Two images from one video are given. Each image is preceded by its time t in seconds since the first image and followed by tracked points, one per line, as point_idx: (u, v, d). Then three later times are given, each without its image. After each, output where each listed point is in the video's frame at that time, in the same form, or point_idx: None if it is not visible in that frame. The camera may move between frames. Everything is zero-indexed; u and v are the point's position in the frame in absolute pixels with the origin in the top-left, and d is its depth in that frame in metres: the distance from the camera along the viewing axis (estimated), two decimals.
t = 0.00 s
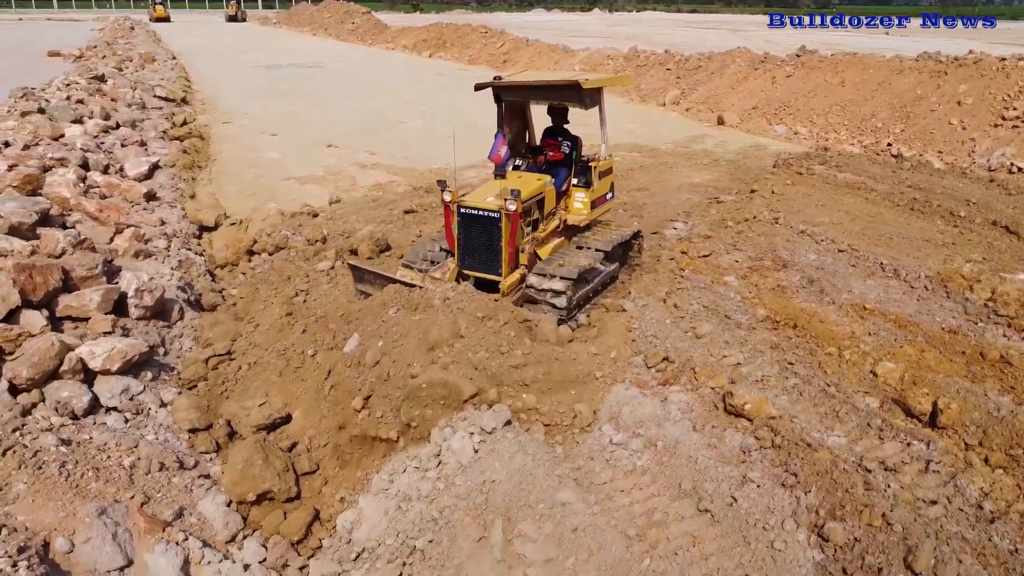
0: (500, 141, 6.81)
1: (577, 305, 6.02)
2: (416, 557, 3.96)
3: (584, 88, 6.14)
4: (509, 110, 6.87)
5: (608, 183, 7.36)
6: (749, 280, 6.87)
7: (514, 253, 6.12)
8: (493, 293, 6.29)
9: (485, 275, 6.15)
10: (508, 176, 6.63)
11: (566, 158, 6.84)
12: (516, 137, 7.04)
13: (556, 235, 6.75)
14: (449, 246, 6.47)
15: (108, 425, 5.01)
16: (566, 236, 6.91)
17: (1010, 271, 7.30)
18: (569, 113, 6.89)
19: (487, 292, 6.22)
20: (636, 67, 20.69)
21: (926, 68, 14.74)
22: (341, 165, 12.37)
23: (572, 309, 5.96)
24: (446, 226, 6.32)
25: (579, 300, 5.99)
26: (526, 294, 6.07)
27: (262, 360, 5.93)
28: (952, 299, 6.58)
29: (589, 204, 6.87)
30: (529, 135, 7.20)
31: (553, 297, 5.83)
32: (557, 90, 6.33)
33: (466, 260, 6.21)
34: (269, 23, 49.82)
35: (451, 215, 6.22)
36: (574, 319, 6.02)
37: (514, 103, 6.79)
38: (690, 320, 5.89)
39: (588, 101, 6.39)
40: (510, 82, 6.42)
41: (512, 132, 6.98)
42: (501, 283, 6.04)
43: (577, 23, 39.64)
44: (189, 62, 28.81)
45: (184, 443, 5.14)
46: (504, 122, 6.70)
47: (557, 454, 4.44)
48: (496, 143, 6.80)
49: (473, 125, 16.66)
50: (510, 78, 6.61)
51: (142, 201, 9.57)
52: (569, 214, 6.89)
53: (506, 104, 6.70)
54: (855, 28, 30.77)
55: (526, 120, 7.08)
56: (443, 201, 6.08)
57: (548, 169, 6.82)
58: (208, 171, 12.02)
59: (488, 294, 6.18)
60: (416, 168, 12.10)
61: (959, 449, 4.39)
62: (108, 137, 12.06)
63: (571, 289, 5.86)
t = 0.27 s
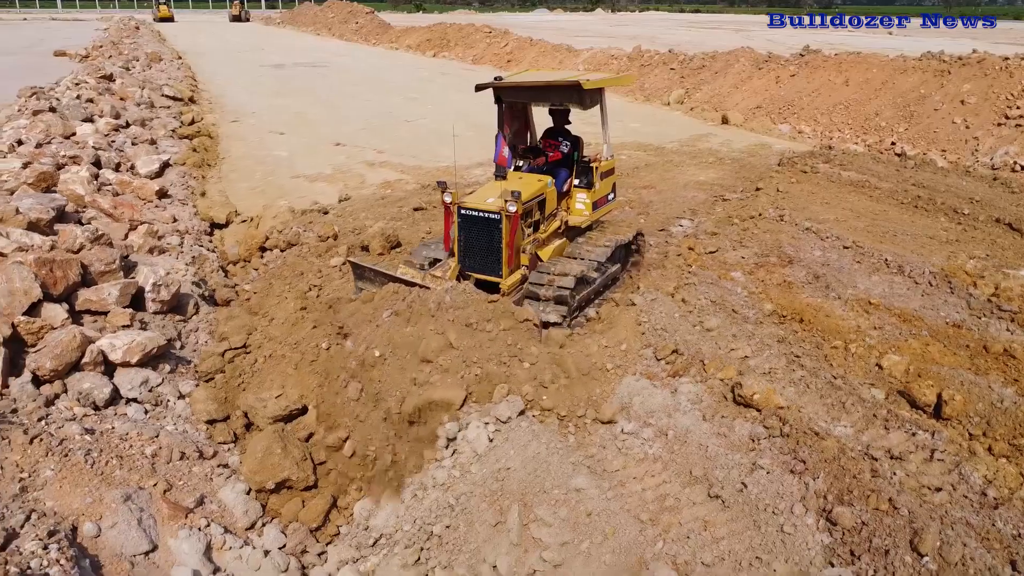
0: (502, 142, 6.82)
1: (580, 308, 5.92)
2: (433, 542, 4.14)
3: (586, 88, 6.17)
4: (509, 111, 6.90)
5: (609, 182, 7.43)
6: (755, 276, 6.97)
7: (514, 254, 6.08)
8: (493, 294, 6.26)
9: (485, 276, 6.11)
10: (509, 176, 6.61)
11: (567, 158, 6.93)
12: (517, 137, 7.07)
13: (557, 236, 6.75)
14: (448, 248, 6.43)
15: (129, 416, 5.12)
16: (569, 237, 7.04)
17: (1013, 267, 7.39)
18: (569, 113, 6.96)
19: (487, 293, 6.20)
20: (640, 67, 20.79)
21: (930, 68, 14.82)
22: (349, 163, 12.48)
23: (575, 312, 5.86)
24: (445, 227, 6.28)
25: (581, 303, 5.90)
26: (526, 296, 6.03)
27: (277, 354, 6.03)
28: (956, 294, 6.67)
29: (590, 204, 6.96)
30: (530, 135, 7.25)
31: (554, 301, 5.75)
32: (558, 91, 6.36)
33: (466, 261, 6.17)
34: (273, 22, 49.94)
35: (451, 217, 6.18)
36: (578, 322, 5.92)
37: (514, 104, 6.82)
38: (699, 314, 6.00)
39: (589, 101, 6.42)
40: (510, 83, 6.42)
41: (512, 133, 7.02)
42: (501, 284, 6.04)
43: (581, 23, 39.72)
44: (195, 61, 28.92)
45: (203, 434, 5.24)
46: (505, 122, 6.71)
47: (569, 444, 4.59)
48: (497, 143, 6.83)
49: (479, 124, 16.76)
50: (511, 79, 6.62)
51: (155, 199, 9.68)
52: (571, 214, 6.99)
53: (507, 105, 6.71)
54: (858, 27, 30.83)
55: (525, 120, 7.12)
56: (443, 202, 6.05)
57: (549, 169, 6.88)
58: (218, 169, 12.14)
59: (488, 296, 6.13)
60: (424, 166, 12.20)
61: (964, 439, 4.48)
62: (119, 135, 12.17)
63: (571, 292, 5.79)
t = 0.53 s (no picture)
0: (501, 142, 6.90)
1: (580, 309, 5.86)
2: (451, 528, 4.28)
3: (586, 87, 6.16)
4: (510, 112, 6.93)
5: (612, 184, 7.37)
6: (762, 272, 7.07)
7: (515, 255, 6.09)
8: (493, 294, 6.30)
9: (486, 277, 6.14)
10: (510, 176, 6.65)
11: (568, 159, 6.92)
12: (518, 138, 7.10)
13: (558, 236, 6.73)
14: (449, 248, 6.45)
15: (149, 407, 5.23)
16: (571, 237, 7.01)
17: (1016, 264, 7.48)
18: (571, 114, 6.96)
19: (488, 294, 6.23)
20: (645, 66, 20.88)
21: (933, 67, 14.91)
22: (356, 162, 12.59)
23: (575, 313, 5.80)
24: (446, 228, 6.29)
25: (582, 304, 5.83)
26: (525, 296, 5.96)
27: (291, 347, 6.14)
28: (960, 290, 6.76)
29: (591, 205, 6.91)
30: (532, 137, 7.27)
31: (556, 300, 5.67)
32: (558, 91, 6.37)
33: (467, 262, 6.19)
34: (277, 23, 50.06)
35: (451, 217, 6.19)
36: (575, 323, 5.85)
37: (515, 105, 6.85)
38: (707, 308, 6.10)
39: (589, 101, 6.42)
40: (510, 83, 6.46)
41: (514, 134, 7.05)
42: (501, 286, 6.07)
43: (584, 23, 39.81)
44: (200, 61, 29.04)
45: (220, 425, 5.35)
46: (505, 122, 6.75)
47: (581, 434, 4.72)
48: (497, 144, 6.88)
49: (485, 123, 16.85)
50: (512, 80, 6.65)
51: (166, 196, 9.79)
52: (572, 215, 6.96)
53: (507, 106, 6.75)
54: (860, 28, 30.90)
55: (528, 122, 7.15)
56: (443, 203, 6.05)
57: (550, 170, 6.88)
58: (227, 167, 12.25)
59: (489, 296, 6.17)
60: (431, 165, 12.31)
61: (967, 429, 4.58)
62: (129, 134, 12.29)
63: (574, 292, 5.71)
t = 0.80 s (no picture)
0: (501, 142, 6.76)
1: (580, 309, 5.88)
2: (466, 515, 4.45)
3: (588, 87, 6.01)
4: (512, 112, 6.80)
5: (614, 186, 7.17)
6: (768, 268, 7.16)
7: (516, 256, 6.01)
8: (493, 295, 6.21)
9: (486, 278, 6.06)
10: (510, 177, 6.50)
11: (570, 160, 6.72)
12: (519, 138, 6.95)
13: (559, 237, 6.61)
14: (449, 249, 6.37)
15: (167, 399, 5.33)
16: (571, 239, 6.80)
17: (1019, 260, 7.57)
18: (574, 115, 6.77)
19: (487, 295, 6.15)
20: (649, 66, 20.96)
21: (937, 67, 14.99)
22: (364, 160, 12.69)
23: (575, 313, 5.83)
24: (446, 229, 6.22)
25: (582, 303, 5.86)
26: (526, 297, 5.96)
27: (305, 341, 6.21)
28: (964, 286, 6.85)
29: (593, 206, 6.70)
30: (535, 138, 7.10)
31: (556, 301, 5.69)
32: (560, 90, 6.22)
33: (467, 263, 6.11)
34: (280, 22, 50.17)
35: (451, 218, 6.12)
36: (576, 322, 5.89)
37: (517, 106, 6.71)
38: (714, 303, 6.20)
39: (592, 101, 6.25)
40: (512, 82, 6.34)
41: (515, 134, 6.89)
42: (501, 286, 5.98)
43: (587, 22, 39.87)
44: (205, 60, 29.15)
45: (237, 417, 5.45)
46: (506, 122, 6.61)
47: (592, 424, 4.85)
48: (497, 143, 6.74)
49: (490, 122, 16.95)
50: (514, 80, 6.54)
51: (178, 194, 9.90)
52: (573, 216, 6.74)
53: (508, 106, 6.61)
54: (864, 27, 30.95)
55: (530, 123, 6.99)
56: (443, 203, 5.99)
57: (551, 170, 6.71)
58: (236, 165, 12.35)
59: (489, 297, 6.09)
60: (438, 163, 12.41)
61: (972, 419, 4.68)
62: (139, 132, 12.39)
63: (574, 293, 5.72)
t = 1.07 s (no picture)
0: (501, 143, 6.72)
1: (579, 311, 5.90)
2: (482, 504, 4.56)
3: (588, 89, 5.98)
4: (512, 113, 6.76)
5: (616, 187, 7.16)
6: (774, 265, 7.26)
7: (515, 257, 5.97)
8: (493, 297, 6.18)
9: (486, 279, 6.02)
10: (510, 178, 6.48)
11: (571, 162, 6.70)
12: (521, 139, 6.92)
13: (559, 239, 6.58)
14: (449, 250, 6.35)
15: (185, 392, 5.44)
16: (572, 240, 6.79)
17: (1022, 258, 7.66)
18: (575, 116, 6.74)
19: (486, 296, 6.10)
20: (653, 66, 21.05)
21: (940, 66, 15.07)
22: (371, 159, 12.80)
23: (575, 315, 5.85)
24: (445, 229, 6.19)
25: (582, 306, 5.88)
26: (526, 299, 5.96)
27: (316, 336, 6.31)
28: (967, 283, 6.94)
29: (594, 208, 6.68)
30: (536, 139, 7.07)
31: (556, 302, 5.72)
32: (560, 92, 6.19)
33: (466, 263, 6.08)
34: (283, 22, 50.28)
35: (451, 218, 6.09)
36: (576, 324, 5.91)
37: (517, 107, 6.67)
38: (721, 299, 6.31)
39: (592, 102, 6.22)
40: (511, 84, 6.31)
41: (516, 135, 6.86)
42: (500, 288, 5.93)
43: (591, 22, 39.95)
44: (211, 60, 29.28)
45: (253, 409, 5.55)
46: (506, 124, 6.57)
47: (603, 416, 4.96)
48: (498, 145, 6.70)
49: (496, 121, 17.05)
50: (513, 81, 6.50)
51: (189, 192, 10.01)
52: (574, 218, 6.73)
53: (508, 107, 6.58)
54: (866, 28, 31.01)
55: (531, 124, 6.96)
56: (442, 204, 5.96)
57: (552, 172, 6.69)
58: (245, 164, 12.47)
59: (488, 298, 6.05)
60: (444, 162, 12.51)
61: (975, 411, 4.78)
62: (149, 131, 12.51)
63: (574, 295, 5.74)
